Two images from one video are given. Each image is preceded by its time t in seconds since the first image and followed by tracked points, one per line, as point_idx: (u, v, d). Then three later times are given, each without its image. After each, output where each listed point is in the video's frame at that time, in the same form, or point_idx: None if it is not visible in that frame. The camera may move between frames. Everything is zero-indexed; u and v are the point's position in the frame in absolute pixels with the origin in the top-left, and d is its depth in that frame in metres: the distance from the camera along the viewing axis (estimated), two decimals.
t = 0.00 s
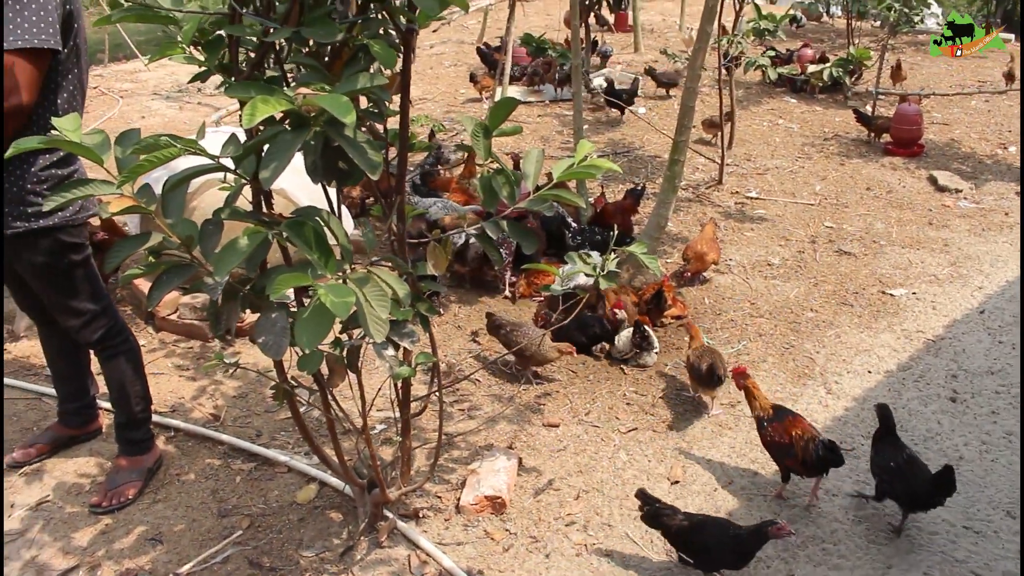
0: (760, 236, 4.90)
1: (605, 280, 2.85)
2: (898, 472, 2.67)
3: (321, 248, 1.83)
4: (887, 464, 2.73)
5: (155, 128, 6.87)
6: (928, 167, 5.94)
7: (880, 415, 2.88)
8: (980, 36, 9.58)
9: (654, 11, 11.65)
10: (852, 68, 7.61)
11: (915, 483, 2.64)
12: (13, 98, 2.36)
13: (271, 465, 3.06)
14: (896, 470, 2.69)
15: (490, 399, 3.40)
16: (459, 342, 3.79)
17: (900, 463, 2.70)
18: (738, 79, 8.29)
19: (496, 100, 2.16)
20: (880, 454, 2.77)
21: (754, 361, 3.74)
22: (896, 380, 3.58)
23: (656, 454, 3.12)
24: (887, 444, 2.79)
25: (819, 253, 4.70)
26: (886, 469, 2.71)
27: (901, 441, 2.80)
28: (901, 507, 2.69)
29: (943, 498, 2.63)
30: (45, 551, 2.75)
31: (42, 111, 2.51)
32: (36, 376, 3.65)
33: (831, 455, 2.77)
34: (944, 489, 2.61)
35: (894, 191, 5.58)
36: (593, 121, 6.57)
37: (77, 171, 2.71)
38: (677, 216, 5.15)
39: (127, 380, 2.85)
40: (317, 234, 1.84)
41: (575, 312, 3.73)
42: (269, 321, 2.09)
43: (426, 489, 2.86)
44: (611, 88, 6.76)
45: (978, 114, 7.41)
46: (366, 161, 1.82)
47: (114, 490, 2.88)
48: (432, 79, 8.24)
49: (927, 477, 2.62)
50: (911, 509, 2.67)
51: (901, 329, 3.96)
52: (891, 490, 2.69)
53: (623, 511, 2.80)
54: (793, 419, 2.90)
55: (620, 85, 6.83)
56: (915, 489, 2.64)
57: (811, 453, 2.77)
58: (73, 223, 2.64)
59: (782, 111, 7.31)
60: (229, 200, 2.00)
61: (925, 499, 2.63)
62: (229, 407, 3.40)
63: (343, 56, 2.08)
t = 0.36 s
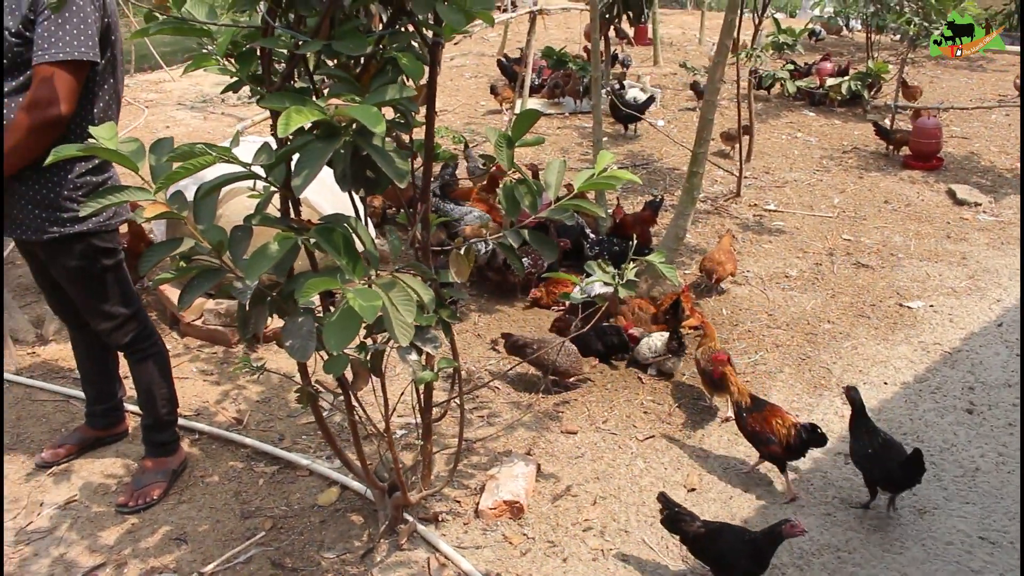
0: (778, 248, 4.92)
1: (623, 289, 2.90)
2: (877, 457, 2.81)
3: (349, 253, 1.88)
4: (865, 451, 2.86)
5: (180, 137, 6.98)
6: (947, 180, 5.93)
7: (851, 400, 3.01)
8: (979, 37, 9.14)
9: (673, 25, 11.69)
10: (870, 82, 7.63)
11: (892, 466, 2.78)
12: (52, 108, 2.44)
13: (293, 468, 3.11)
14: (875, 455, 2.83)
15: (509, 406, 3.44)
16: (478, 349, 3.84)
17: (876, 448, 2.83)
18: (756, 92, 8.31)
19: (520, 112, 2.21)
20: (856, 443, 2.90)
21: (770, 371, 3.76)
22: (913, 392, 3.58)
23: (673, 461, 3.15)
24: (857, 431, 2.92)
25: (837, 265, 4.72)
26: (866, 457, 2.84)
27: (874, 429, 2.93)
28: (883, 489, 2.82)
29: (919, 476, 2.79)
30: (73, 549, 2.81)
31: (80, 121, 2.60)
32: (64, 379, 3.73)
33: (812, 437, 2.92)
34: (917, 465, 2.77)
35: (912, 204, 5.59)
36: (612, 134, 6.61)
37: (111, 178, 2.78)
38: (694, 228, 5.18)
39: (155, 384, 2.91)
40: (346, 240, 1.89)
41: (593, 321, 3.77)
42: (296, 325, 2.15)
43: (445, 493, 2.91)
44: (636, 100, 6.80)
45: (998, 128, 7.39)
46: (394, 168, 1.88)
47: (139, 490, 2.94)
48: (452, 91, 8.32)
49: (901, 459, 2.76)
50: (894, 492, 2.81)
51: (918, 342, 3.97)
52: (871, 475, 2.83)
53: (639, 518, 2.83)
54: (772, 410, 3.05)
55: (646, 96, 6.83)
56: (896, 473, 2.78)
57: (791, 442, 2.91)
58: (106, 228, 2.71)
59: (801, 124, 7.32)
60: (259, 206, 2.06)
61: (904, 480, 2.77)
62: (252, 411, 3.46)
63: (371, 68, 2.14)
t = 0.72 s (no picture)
0: (796, 259, 4.93)
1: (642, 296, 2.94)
2: (874, 440, 2.95)
3: (376, 258, 1.93)
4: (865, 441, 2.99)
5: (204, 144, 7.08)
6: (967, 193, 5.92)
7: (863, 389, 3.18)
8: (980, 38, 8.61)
9: (692, 36, 11.72)
10: (889, 94, 7.63)
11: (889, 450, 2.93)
12: (85, 114, 2.51)
13: (315, 470, 3.15)
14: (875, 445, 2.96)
15: (528, 412, 3.47)
16: (497, 356, 3.88)
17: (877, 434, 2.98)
18: (775, 104, 8.33)
19: (542, 121, 2.26)
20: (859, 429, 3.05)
21: (788, 380, 3.77)
22: (930, 403, 3.58)
23: (690, 469, 3.17)
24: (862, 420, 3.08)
25: (855, 276, 4.72)
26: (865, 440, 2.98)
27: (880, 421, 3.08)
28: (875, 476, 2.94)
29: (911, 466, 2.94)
30: (99, 546, 2.87)
31: (112, 126, 2.66)
32: (90, 380, 3.79)
33: (777, 418, 3.07)
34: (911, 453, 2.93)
35: (931, 216, 5.58)
36: (631, 144, 6.65)
37: (140, 183, 2.84)
38: (713, 238, 5.20)
39: (181, 385, 2.97)
40: (373, 245, 1.94)
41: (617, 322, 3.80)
42: (322, 327, 2.20)
43: (464, 497, 2.94)
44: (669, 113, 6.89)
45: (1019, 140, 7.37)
46: (420, 175, 1.94)
47: (164, 490, 3.00)
48: (472, 101, 8.39)
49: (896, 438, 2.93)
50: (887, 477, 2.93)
51: (936, 353, 3.96)
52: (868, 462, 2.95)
53: (656, 524, 2.85)
54: (742, 393, 3.20)
55: (676, 102, 6.92)
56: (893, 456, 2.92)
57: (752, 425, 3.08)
58: (135, 233, 2.77)
59: (820, 136, 7.33)
60: (288, 211, 2.11)
61: (899, 465, 2.91)
62: (275, 414, 3.50)
63: (398, 77, 2.19)
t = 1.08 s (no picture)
0: (819, 269, 4.94)
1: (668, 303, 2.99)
2: (882, 432, 3.06)
3: (411, 261, 1.99)
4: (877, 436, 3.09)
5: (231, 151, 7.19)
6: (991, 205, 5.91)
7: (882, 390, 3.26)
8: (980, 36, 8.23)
9: (715, 48, 11.76)
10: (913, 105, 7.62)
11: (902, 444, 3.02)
12: (124, 121, 2.56)
13: (341, 472, 3.20)
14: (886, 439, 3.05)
15: (552, 418, 3.51)
16: (521, 362, 3.92)
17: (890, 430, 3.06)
18: (798, 115, 8.34)
19: (571, 131, 2.31)
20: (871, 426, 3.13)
21: (810, 389, 3.78)
22: (953, 413, 3.58)
23: (712, 475, 3.20)
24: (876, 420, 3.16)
25: (877, 287, 4.72)
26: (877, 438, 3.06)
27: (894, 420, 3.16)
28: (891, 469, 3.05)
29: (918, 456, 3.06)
30: (131, 543, 2.93)
31: (151, 133, 2.71)
32: (121, 380, 3.86)
33: (763, 399, 3.29)
34: (918, 443, 3.05)
35: (955, 228, 5.57)
36: (654, 154, 6.67)
37: (177, 189, 2.88)
38: (735, 248, 5.22)
39: (212, 386, 3.00)
40: (408, 249, 2.00)
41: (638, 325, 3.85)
42: (355, 330, 2.25)
43: (489, 500, 2.98)
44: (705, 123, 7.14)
45: None
46: (455, 181, 1.99)
47: (193, 489, 3.05)
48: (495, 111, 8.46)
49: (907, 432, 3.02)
50: (897, 469, 3.03)
51: (959, 364, 3.96)
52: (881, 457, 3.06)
53: (678, 529, 2.87)
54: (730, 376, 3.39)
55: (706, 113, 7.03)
56: (905, 450, 3.01)
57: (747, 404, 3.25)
58: (171, 236, 2.80)
59: (844, 147, 7.33)
60: (324, 215, 2.17)
61: (907, 455, 3.01)
62: (302, 417, 3.56)
63: (431, 86, 2.25)
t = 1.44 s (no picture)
0: (840, 279, 4.95)
1: (691, 310, 3.04)
2: (880, 423, 3.20)
3: (442, 265, 2.05)
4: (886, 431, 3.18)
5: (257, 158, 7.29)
6: (1014, 216, 5.89)
7: (878, 376, 3.39)
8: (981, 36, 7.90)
9: (737, 58, 11.78)
10: (935, 116, 7.61)
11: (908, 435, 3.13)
12: (162, 127, 2.63)
13: (366, 474, 3.25)
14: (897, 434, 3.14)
15: (573, 423, 3.55)
16: (543, 367, 3.96)
17: (899, 427, 3.14)
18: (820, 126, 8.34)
19: (598, 139, 2.35)
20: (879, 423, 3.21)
21: (830, 398, 3.80)
22: (974, 423, 3.59)
23: (732, 481, 3.22)
24: (882, 415, 3.24)
25: (899, 298, 4.73)
26: (887, 435, 3.14)
27: (900, 412, 3.23)
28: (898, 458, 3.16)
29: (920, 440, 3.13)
30: (160, 540, 2.99)
31: (187, 139, 2.77)
32: (150, 381, 3.94)
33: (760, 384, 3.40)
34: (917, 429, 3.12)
35: (977, 239, 5.56)
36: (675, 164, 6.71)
37: (210, 194, 2.94)
38: (756, 257, 5.25)
39: (240, 388, 3.05)
40: (440, 253, 2.06)
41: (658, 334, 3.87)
42: (384, 332, 2.30)
43: (512, 502, 3.02)
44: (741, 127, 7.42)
45: None
46: (486, 187, 2.05)
47: (221, 488, 3.10)
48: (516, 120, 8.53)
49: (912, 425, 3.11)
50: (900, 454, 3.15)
51: (980, 374, 3.96)
52: (891, 449, 3.16)
53: (698, 534, 2.90)
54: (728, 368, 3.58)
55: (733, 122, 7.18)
56: (911, 441, 3.12)
57: (742, 389, 3.40)
58: (204, 240, 2.86)
59: (865, 158, 7.33)
60: (358, 219, 2.23)
61: (903, 441, 3.12)
62: (328, 419, 3.61)
63: (462, 95, 2.31)
